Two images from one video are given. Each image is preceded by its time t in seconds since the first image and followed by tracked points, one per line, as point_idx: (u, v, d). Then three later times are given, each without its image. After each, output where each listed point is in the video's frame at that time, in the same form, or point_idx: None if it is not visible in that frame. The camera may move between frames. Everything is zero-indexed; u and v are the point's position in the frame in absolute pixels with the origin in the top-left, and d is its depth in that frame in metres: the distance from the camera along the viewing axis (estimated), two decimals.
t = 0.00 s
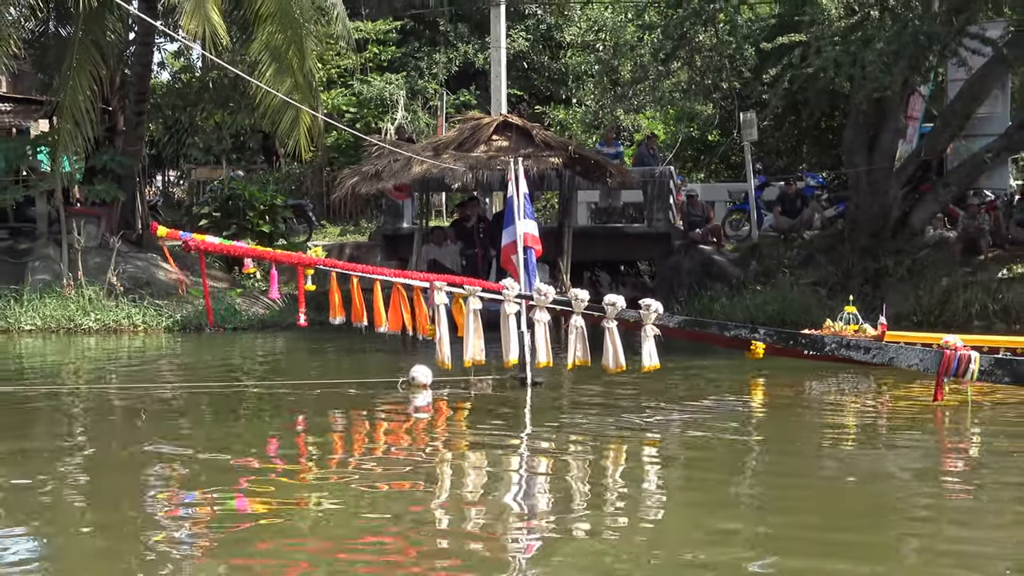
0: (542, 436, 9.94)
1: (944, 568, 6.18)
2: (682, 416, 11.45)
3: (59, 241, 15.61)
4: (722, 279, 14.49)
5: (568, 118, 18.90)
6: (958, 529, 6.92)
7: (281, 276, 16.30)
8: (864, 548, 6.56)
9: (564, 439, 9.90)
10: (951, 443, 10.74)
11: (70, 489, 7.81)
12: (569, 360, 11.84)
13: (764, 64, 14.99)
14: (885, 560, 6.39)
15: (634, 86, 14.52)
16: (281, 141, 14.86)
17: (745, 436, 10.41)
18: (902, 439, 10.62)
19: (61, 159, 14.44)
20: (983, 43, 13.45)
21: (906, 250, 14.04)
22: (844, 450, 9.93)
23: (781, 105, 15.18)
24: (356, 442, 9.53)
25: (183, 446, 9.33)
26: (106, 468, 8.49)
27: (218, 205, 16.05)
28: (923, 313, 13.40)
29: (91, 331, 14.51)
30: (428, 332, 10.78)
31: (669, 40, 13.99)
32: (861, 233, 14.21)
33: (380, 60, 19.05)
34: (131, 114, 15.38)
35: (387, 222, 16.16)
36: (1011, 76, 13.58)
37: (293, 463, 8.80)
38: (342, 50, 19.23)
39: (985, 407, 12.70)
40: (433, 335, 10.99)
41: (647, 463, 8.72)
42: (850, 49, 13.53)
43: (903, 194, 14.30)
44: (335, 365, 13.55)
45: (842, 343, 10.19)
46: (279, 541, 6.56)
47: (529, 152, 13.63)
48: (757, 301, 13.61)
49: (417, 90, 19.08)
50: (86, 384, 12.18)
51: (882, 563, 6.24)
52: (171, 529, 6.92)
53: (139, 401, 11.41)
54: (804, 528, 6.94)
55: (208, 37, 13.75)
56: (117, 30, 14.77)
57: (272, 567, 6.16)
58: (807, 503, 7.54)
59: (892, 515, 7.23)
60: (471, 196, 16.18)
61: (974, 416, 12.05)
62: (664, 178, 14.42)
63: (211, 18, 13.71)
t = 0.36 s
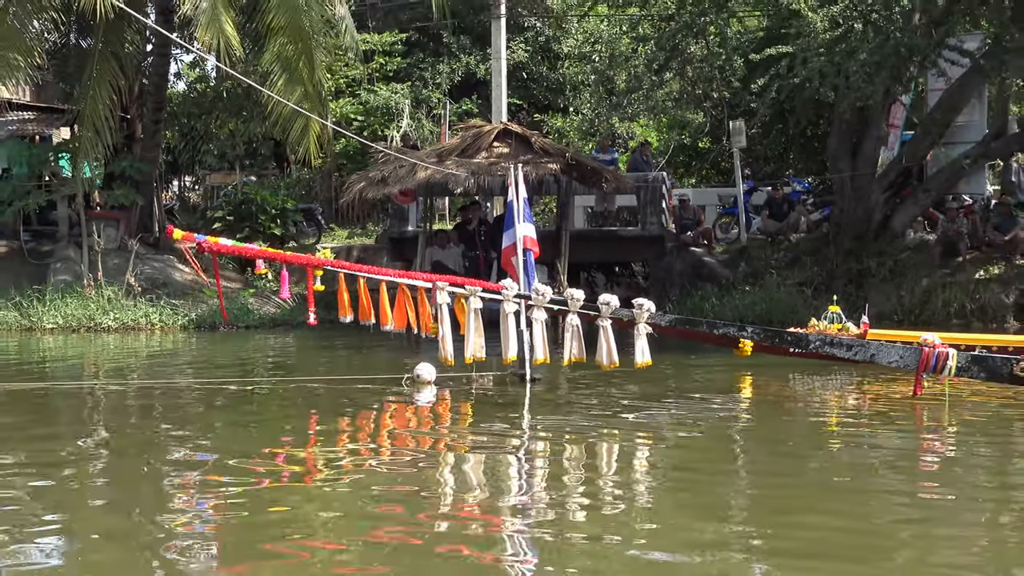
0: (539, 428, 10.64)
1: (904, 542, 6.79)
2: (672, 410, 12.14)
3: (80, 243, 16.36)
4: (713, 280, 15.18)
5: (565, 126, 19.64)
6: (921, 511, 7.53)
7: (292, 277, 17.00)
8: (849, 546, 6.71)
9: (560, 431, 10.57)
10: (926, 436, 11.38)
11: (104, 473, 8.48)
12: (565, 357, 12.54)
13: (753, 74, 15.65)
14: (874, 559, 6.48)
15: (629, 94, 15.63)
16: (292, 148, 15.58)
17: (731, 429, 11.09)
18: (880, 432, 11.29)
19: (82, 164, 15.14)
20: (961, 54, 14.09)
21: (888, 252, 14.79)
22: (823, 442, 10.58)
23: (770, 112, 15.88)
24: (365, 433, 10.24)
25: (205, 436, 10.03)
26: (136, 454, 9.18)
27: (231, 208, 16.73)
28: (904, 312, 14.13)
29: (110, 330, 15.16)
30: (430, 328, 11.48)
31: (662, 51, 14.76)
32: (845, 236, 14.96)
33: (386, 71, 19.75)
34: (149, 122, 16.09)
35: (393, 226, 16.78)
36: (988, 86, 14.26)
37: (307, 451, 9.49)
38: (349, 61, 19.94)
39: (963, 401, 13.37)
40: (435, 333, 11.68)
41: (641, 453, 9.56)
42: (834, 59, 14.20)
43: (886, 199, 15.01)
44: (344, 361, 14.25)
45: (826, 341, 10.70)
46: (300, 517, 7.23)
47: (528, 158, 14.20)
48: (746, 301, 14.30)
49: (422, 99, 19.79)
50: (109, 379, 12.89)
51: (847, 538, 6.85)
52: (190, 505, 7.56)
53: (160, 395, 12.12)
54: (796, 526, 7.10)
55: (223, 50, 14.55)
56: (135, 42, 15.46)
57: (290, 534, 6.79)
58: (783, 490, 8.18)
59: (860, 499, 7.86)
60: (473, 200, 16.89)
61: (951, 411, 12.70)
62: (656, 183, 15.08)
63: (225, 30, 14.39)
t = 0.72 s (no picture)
0: (538, 423, 11.32)
1: (870, 526, 7.40)
2: (664, 405, 12.82)
3: (100, 246, 17.14)
4: (704, 280, 15.87)
5: (563, 134, 20.39)
6: (889, 499, 8.15)
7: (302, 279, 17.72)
8: (850, 546, 6.97)
9: (556, 425, 11.23)
10: (904, 431, 12.02)
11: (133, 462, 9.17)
12: (562, 354, 13.20)
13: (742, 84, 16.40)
14: (871, 559, 6.73)
15: (624, 104, 16.24)
16: (303, 154, 16.26)
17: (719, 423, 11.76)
18: (862, 427, 11.96)
19: (101, 170, 15.88)
20: (941, 64, 14.66)
21: (871, 254, 15.47)
22: (804, 436, 11.25)
23: (758, 120, 16.62)
24: (374, 426, 10.94)
25: (224, 428, 10.73)
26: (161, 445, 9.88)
27: (245, 212, 17.44)
28: (887, 311, 14.72)
29: (129, 328, 15.89)
30: (436, 327, 12.25)
31: (655, 63, 15.34)
32: (829, 238, 15.65)
33: (392, 81, 20.45)
34: (167, 130, 16.82)
35: (399, 229, 17.62)
36: (966, 96, 14.99)
37: (319, 442, 10.17)
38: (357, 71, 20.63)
39: (943, 397, 14.04)
40: (439, 331, 12.36)
41: (634, 444, 10.28)
42: (820, 70, 14.95)
43: (869, 203, 15.73)
44: (352, 359, 14.96)
45: (813, 340, 11.40)
46: (316, 500, 7.90)
47: (528, 164, 14.97)
48: (735, 301, 14.95)
49: (426, 109, 20.53)
50: (128, 376, 13.57)
51: (817, 522, 7.48)
52: (215, 489, 8.23)
53: (178, 390, 12.82)
54: (790, 526, 7.39)
55: (235, 62, 15.21)
56: (153, 53, 16.13)
57: (307, 515, 7.45)
58: (761, 479, 8.84)
59: (833, 488, 8.48)
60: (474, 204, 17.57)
61: (930, 407, 13.33)
62: (650, 188, 15.86)
63: (239, 42, 15.07)
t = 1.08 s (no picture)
0: (536, 419, 11.98)
1: (846, 512, 7.99)
2: (656, 402, 13.49)
3: (117, 248, 17.85)
4: (696, 282, 16.64)
5: (561, 141, 21.14)
6: (865, 489, 8.73)
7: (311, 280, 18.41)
8: (831, 531, 7.50)
9: (555, 422, 11.86)
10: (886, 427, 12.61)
11: (158, 454, 9.85)
12: (560, 352, 13.82)
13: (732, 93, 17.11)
14: (868, 560, 6.91)
15: (620, 112, 16.86)
16: (311, 160, 16.92)
17: (708, 419, 12.42)
18: (844, 422, 12.61)
19: (119, 176, 16.63)
20: (924, 75, 15.47)
21: (857, 256, 16.14)
22: (788, 430, 11.91)
23: (748, 127, 17.36)
24: (381, 421, 11.61)
25: (240, 424, 11.42)
26: (182, 438, 10.60)
27: (256, 216, 18.22)
28: (872, 312, 15.35)
29: (145, 327, 16.57)
30: (439, 325, 12.88)
31: (650, 73, 16.16)
32: (817, 241, 16.31)
33: (397, 90, 21.11)
34: (180, 137, 17.77)
35: (403, 232, 18.27)
36: (948, 105, 15.72)
37: (329, 437, 10.82)
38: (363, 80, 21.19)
39: (924, 394, 14.69)
40: (442, 330, 12.98)
41: (626, 439, 10.92)
42: (808, 80, 15.52)
43: (855, 206, 16.41)
44: (359, 357, 15.65)
45: (801, 338, 12.48)
46: (329, 487, 8.56)
47: (527, 170, 15.62)
48: (727, 301, 15.60)
49: (430, 117, 21.18)
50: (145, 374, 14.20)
51: (798, 508, 8.08)
52: (239, 478, 8.88)
53: (195, 387, 13.52)
54: (787, 526, 7.60)
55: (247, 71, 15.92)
56: (167, 64, 16.83)
57: (323, 499, 8.08)
58: (745, 470, 9.49)
59: (810, 478, 9.14)
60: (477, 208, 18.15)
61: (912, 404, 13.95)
62: (645, 193, 16.63)
63: (250, 53, 15.73)
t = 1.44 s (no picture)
0: (535, 411, 12.80)
1: (816, 486, 8.81)
2: (647, 394, 14.32)
3: (136, 248, 18.78)
4: (688, 281, 17.39)
5: (558, 147, 22.15)
6: (835, 470, 9.50)
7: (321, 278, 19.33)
8: (803, 501, 8.30)
9: (551, 413, 12.66)
10: (864, 418, 13.39)
11: (184, 440, 10.68)
12: (556, 347, 14.63)
13: (721, 101, 17.96)
14: (837, 521, 7.74)
15: (614, 119, 18.16)
16: (321, 165, 17.78)
17: (695, 410, 13.24)
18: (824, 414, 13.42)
19: (138, 180, 17.55)
20: (904, 84, 16.28)
21: (840, 257, 17.04)
22: (770, 421, 12.72)
23: (737, 134, 18.21)
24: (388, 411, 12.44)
25: (257, 415, 12.26)
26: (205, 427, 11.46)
27: (269, 217, 19.14)
28: (853, 309, 16.21)
29: (163, 323, 17.44)
30: (442, 323, 13.72)
31: (644, 82, 17.23)
32: (802, 242, 17.28)
33: (403, 97, 21.73)
34: (196, 143, 18.69)
35: (408, 234, 19.11)
36: (926, 112, 16.46)
37: (341, 426, 11.64)
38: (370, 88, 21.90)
39: (903, 388, 15.49)
40: (445, 326, 13.76)
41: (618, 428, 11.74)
42: (793, 88, 16.28)
43: (838, 209, 17.33)
44: (367, 352, 16.50)
45: (786, 334, 13.45)
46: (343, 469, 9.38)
47: (527, 174, 16.44)
48: (716, 299, 16.41)
49: (434, 123, 22.19)
50: (165, 368, 15.07)
51: (772, 484, 8.90)
52: (259, 460, 9.69)
53: (213, 380, 14.38)
54: (765, 496, 8.43)
55: (259, 81, 16.65)
56: (184, 73, 17.66)
57: (338, 477, 8.89)
58: (725, 455, 10.31)
59: (786, 460, 9.95)
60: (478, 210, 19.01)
61: (891, 397, 14.74)
62: (638, 197, 17.56)
63: (263, 62, 16.50)
